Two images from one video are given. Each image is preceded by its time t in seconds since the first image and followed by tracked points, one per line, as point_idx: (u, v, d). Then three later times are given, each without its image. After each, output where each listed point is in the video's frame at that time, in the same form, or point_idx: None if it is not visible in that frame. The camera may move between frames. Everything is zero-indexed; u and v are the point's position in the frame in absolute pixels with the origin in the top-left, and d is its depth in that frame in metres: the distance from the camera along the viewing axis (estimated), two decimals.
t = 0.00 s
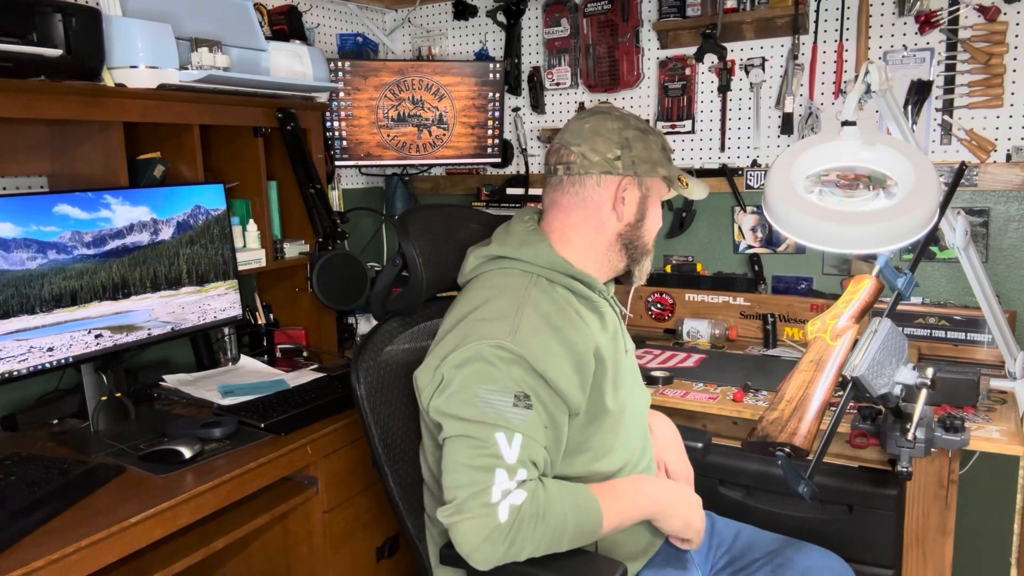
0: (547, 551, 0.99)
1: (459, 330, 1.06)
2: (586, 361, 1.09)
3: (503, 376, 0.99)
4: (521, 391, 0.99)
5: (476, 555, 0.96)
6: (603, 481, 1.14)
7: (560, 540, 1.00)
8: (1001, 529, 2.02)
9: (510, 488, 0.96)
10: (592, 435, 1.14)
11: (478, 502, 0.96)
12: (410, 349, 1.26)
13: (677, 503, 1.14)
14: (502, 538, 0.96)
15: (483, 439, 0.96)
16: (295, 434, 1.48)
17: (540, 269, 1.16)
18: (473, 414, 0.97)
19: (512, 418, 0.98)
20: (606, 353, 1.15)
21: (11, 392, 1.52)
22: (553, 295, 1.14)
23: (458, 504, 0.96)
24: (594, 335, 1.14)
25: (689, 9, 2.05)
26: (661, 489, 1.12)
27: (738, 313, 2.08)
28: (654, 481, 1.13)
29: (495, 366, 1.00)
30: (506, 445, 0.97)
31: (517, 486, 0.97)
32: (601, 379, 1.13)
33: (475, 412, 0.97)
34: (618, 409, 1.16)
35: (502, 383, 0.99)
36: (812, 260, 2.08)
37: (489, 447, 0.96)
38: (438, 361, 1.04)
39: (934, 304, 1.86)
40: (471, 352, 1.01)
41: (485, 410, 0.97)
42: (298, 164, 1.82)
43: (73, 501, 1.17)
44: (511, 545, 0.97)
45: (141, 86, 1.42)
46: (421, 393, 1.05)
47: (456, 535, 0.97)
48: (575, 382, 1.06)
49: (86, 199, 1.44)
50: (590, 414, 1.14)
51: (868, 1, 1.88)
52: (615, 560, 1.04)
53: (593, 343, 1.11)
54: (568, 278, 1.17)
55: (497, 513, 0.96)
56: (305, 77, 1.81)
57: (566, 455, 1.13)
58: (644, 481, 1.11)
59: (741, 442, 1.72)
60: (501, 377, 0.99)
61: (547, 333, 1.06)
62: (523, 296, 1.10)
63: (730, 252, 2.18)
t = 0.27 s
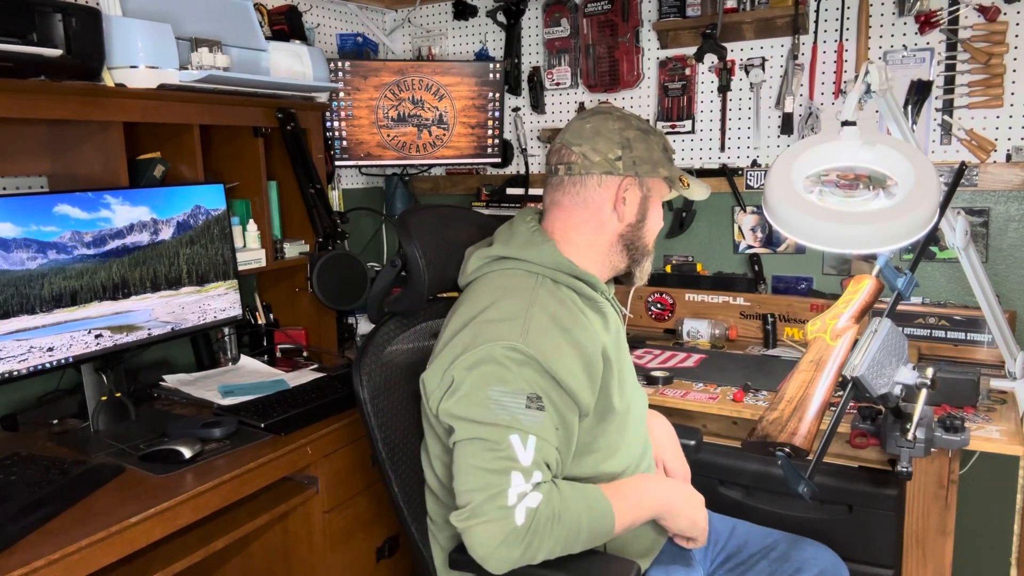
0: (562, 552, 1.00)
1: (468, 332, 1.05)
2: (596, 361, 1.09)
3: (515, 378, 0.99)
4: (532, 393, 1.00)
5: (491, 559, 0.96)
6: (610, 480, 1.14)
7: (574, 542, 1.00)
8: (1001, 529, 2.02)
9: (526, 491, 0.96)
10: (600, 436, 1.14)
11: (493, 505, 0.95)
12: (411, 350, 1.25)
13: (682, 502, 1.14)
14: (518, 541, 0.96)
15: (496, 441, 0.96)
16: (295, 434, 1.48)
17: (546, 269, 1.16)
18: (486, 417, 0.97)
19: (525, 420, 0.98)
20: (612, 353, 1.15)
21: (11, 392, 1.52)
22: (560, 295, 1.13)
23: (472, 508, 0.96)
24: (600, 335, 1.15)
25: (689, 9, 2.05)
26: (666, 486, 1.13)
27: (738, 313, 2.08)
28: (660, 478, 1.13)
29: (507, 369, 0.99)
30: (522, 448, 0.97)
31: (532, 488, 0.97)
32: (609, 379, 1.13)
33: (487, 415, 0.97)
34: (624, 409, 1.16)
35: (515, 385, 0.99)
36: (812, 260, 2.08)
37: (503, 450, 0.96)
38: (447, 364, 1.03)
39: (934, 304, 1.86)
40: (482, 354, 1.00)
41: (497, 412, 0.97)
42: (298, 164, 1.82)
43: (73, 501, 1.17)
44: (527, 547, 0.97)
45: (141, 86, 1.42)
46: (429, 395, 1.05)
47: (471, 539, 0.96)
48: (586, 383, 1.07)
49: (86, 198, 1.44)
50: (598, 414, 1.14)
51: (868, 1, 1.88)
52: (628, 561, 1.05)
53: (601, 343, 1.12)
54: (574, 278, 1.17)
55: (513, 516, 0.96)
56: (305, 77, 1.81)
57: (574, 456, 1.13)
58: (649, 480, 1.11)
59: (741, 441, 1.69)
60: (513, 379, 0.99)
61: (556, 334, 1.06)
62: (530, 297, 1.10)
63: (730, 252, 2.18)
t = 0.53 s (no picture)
0: (568, 553, 1.00)
1: (470, 333, 1.05)
2: (599, 361, 1.09)
3: (519, 379, 0.99)
4: (536, 394, 0.99)
5: (498, 563, 0.96)
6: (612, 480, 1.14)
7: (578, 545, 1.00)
8: (1001, 529, 2.02)
9: (532, 493, 0.96)
10: (602, 436, 1.15)
11: (499, 508, 0.95)
12: (411, 351, 1.25)
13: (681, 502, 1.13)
14: (524, 544, 0.96)
15: (501, 444, 0.96)
16: (295, 434, 1.48)
17: (547, 270, 1.15)
18: (491, 419, 0.96)
19: (530, 422, 0.98)
20: (613, 353, 1.16)
21: (11, 392, 1.52)
22: (562, 295, 1.14)
23: (477, 512, 0.96)
24: (601, 335, 1.15)
25: (689, 9, 2.05)
26: (666, 485, 1.12)
27: (738, 313, 2.08)
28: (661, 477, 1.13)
29: (511, 370, 0.99)
30: (526, 450, 0.97)
31: (538, 491, 0.97)
32: (611, 380, 1.13)
33: (492, 417, 0.96)
34: (626, 409, 1.16)
35: (519, 387, 0.98)
36: (812, 260, 2.08)
37: (508, 452, 0.96)
38: (451, 366, 1.03)
39: (934, 304, 1.86)
40: (486, 356, 1.00)
41: (502, 414, 0.97)
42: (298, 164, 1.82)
43: (73, 500, 1.17)
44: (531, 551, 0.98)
45: (141, 86, 1.42)
46: (432, 397, 1.04)
47: (476, 542, 0.96)
48: (589, 384, 1.07)
49: (86, 198, 1.44)
50: (601, 414, 1.14)
51: (868, 1, 1.88)
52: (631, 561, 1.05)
53: (603, 343, 1.12)
54: (575, 278, 1.17)
55: (519, 519, 0.96)
56: (305, 77, 1.81)
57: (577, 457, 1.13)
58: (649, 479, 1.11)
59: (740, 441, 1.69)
60: (517, 380, 0.99)
61: (559, 335, 1.06)
62: (533, 298, 1.10)
63: (730, 252, 2.18)
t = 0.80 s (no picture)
0: (566, 554, 1.00)
1: (467, 334, 1.05)
2: (597, 362, 1.09)
3: (516, 380, 0.99)
4: (534, 395, 0.99)
5: (495, 564, 0.96)
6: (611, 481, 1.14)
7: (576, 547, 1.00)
8: (1001, 529, 2.02)
9: (528, 494, 0.97)
10: (602, 436, 1.15)
11: (496, 509, 0.95)
12: (411, 351, 1.25)
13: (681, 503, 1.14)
14: (521, 545, 0.96)
15: (499, 445, 0.96)
16: (295, 434, 1.49)
17: (544, 269, 1.15)
18: (488, 421, 0.97)
19: (527, 423, 0.98)
20: (612, 353, 1.16)
21: (11, 392, 1.52)
22: (561, 295, 1.14)
23: (474, 513, 0.96)
24: (600, 335, 1.15)
25: (689, 9, 2.05)
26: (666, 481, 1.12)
27: (738, 313, 2.08)
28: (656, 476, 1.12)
29: (508, 371, 0.99)
30: (523, 451, 0.97)
31: (534, 492, 0.97)
32: (611, 379, 1.14)
33: (489, 418, 0.97)
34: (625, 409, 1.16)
35: (516, 388, 0.99)
36: (812, 260, 2.08)
37: (505, 453, 0.96)
38: (448, 367, 1.03)
39: (934, 304, 1.87)
40: (483, 357, 1.00)
41: (499, 415, 0.97)
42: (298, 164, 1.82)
43: (73, 500, 1.17)
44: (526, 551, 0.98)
45: (141, 86, 1.42)
46: (429, 399, 1.04)
47: (474, 544, 0.96)
48: (588, 384, 1.07)
49: (86, 198, 1.44)
50: (601, 414, 1.14)
51: (868, 1, 1.88)
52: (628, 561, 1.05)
53: (601, 343, 1.12)
54: (572, 277, 1.17)
55: (514, 520, 0.96)
56: (305, 77, 1.81)
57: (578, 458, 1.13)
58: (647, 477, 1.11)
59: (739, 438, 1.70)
60: (515, 381, 0.99)
61: (557, 335, 1.06)
62: (531, 298, 1.10)
63: (730, 252, 2.18)
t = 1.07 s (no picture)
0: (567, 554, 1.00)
1: (463, 335, 1.05)
2: (593, 361, 1.10)
3: (511, 381, 0.99)
4: (530, 396, 1.00)
5: (495, 566, 0.96)
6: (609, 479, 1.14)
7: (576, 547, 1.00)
8: (1001, 529, 2.02)
9: (527, 495, 0.97)
10: (600, 436, 1.15)
11: (494, 511, 0.95)
12: (411, 350, 1.25)
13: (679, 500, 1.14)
14: (520, 546, 0.96)
15: (496, 446, 0.96)
16: (295, 434, 1.49)
17: (539, 270, 1.16)
18: (484, 422, 0.97)
19: (523, 424, 0.98)
20: (608, 352, 1.16)
21: (11, 392, 1.52)
22: (555, 295, 1.14)
23: (473, 515, 0.96)
24: (596, 335, 1.15)
25: (689, 9, 2.05)
26: (665, 479, 1.12)
27: (738, 313, 2.08)
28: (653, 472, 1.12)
29: (504, 372, 0.99)
30: (520, 451, 0.97)
31: (532, 493, 0.97)
32: (607, 379, 1.14)
33: (485, 420, 0.97)
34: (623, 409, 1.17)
35: (511, 389, 0.99)
36: (812, 260, 2.08)
37: (503, 454, 0.96)
38: (444, 369, 1.03)
39: (934, 304, 1.86)
40: (478, 359, 1.00)
41: (495, 417, 0.97)
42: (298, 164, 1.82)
43: (73, 500, 1.17)
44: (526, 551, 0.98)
45: (141, 86, 1.42)
46: (426, 402, 1.04)
47: (473, 546, 0.96)
48: (584, 384, 1.07)
49: (86, 198, 1.45)
50: (598, 414, 1.14)
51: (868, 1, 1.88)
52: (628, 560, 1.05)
53: (597, 343, 1.12)
54: (567, 277, 1.17)
55: (513, 521, 0.96)
56: (305, 77, 1.81)
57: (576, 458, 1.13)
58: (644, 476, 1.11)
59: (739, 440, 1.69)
60: (511, 382, 0.99)
61: (552, 335, 1.06)
62: (526, 298, 1.10)
63: (730, 252, 2.18)
